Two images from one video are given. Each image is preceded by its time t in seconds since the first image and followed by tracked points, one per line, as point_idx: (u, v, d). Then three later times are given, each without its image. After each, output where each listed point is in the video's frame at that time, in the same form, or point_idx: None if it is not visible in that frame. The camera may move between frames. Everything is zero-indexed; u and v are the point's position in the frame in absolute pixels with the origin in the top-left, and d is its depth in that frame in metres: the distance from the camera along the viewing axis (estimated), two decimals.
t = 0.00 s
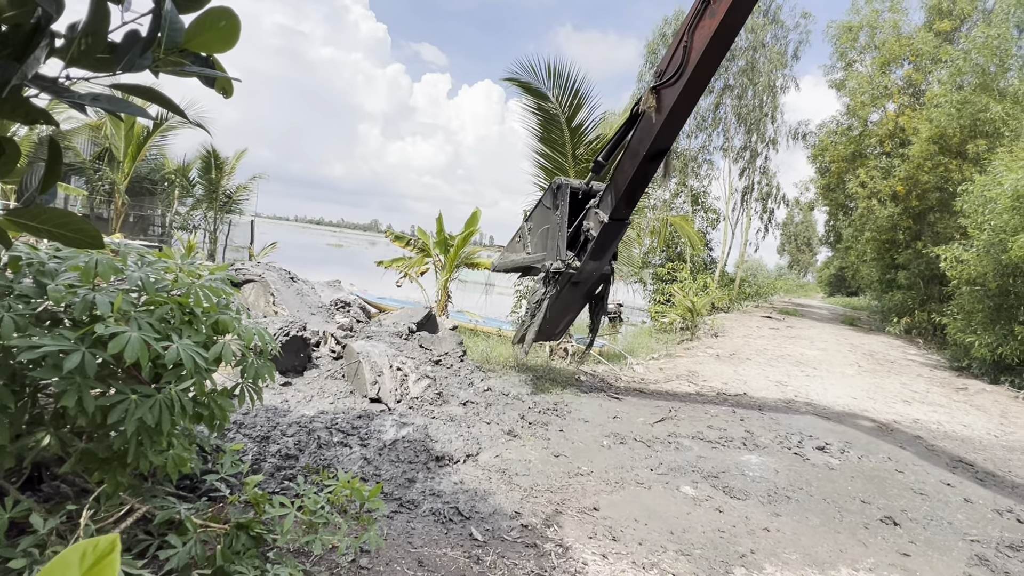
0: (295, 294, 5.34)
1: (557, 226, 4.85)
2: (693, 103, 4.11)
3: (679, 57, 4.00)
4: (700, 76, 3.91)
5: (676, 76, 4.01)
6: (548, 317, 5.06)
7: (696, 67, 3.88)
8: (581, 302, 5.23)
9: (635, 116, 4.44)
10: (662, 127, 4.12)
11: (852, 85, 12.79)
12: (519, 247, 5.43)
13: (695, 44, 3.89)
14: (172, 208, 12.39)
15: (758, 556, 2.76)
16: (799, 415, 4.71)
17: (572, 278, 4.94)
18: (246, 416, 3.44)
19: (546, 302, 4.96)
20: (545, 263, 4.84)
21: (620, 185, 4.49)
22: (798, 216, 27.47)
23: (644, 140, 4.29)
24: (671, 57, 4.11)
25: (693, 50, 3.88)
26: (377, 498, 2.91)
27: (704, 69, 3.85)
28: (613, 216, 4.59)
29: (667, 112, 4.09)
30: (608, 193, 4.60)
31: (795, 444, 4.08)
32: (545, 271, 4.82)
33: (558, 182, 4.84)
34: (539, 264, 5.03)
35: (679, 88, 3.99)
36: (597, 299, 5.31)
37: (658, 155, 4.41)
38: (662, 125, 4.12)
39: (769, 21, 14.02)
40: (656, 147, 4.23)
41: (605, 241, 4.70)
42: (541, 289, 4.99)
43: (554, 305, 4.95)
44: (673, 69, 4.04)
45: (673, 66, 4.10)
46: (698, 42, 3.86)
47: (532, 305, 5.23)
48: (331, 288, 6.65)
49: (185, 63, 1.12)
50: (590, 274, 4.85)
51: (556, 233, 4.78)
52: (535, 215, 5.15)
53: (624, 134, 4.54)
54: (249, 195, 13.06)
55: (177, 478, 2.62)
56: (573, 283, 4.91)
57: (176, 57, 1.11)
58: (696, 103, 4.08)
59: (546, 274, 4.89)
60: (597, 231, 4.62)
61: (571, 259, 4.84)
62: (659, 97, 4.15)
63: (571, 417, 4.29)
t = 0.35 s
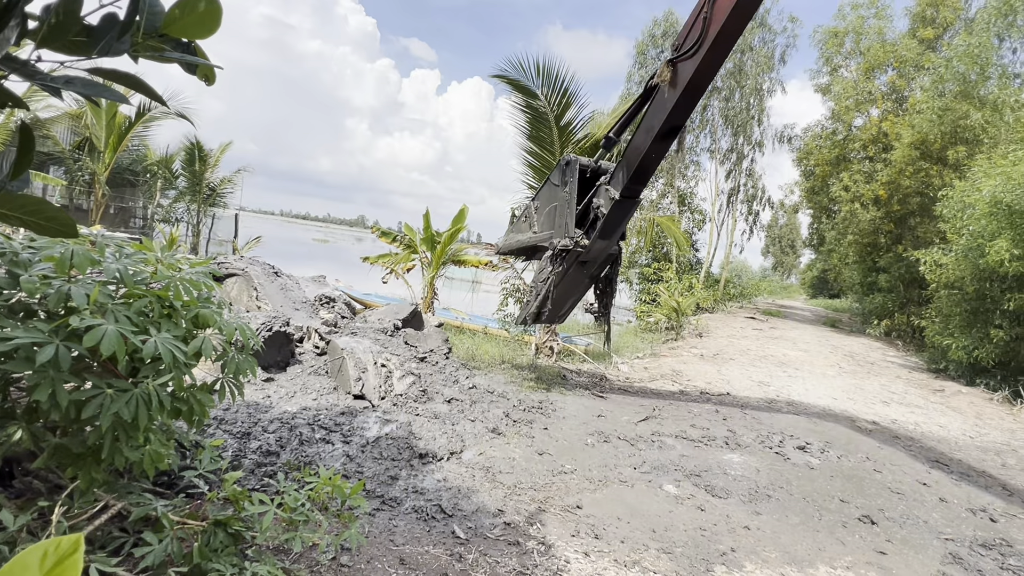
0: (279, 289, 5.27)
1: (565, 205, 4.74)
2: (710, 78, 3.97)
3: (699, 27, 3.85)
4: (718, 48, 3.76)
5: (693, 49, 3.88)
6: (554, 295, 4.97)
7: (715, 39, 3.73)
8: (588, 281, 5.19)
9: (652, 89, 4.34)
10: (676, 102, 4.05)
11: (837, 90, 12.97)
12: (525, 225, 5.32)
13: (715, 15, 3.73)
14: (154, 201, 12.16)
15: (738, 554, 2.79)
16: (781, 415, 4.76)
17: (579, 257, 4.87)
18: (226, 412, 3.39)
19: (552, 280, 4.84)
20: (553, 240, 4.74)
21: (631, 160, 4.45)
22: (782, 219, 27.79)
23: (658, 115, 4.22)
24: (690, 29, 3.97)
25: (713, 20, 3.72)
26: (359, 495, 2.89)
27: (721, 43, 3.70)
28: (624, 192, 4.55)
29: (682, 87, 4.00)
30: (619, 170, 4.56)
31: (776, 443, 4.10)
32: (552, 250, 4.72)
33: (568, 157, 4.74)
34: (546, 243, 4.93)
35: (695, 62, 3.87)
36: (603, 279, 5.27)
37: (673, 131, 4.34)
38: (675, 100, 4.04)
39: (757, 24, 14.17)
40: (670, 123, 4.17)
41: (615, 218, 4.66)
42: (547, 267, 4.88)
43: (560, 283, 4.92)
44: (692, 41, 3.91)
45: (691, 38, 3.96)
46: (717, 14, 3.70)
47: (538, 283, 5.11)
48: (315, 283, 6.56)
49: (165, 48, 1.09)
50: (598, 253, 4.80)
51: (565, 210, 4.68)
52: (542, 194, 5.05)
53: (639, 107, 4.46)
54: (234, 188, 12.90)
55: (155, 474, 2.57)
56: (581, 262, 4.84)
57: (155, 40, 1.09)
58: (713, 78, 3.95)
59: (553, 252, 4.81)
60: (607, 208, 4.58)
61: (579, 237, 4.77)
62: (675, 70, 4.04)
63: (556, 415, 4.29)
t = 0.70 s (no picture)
0: (250, 286, 5.16)
1: (580, 209, 4.46)
2: (728, 80, 3.85)
3: (717, 29, 3.72)
4: (737, 51, 3.63)
5: (710, 51, 3.75)
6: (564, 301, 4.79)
7: (734, 42, 3.60)
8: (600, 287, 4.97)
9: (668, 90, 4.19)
10: (693, 105, 3.92)
11: (808, 94, 13.27)
12: (535, 233, 5.01)
13: (734, 16, 3.59)
14: (120, 193, 11.79)
15: (706, 550, 2.85)
16: (750, 413, 4.85)
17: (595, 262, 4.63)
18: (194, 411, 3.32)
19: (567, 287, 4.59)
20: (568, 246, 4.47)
21: (647, 164, 4.32)
22: (755, 219, 28.27)
23: (674, 118, 4.08)
24: (707, 30, 3.83)
25: (732, 22, 3.58)
26: (330, 496, 2.86)
27: (740, 45, 3.58)
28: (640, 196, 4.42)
29: (699, 90, 3.87)
30: (635, 173, 4.42)
31: (745, 440, 4.18)
32: (569, 255, 4.44)
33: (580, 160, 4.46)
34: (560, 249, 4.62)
35: (713, 64, 3.73)
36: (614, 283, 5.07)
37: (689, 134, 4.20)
38: (693, 103, 3.90)
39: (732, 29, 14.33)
40: (687, 126, 4.03)
41: (631, 222, 4.51)
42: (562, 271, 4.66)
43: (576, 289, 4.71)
44: (709, 43, 3.78)
45: (709, 39, 3.82)
46: (736, 15, 3.57)
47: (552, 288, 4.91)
48: (287, 280, 6.45)
49: (128, 41, 1.06)
50: (614, 258, 4.60)
51: (581, 214, 4.40)
52: (554, 199, 4.75)
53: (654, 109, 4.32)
54: (204, 181, 12.59)
55: (118, 476, 2.50)
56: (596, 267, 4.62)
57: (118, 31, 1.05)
58: (732, 80, 3.83)
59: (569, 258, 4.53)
60: (623, 213, 4.43)
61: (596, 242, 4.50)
62: (693, 72, 3.90)
63: (530, 414, 4.30)
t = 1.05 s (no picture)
0: (204, 283, 4.99)
1: (590, 227, 4.55)
2: (738, 96, 3.88)
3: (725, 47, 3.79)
4: (747, 67, 3.69)
5: (720, 68, 3.82)
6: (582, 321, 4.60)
7: (744, 58, 3.66)
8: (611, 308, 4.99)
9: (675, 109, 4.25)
10: (704, 120, 3.93)
11: (765, 97, 13.68)
12: (544, 254, 5.11)
13: (743, 33, 3.67)
14: (64, 185, 11.18)
15: (666, 541, 2.91)
16: (708, 406, 4.96)
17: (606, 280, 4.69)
18: (143, 413, 3.18)
19: (582, 305, 4.52)
20: (579, 264, 4.53)
21: (658, 181, 4.32)
22: (714, 220, 29.08)
23: (684, 135, 4.11)
24: (716, 48, 3.91)
25: (742, 39, 3.66)
26: (288, 498, 2.79)
27: (752, 59, 3.63)
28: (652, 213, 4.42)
29: (710, 105, 3.89)
30: (646, 191, 4.44)
31: (704, 434, 4.28)
32: (579, 272, 4.49)
33: (588, 181, 4.61)
34: (572, 268, 4.69)
35: (724, 81, 3.79)
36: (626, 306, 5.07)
37: (699, 152, 4.21)
38: (704, 119, 3.92)
39: (693, 30, 13.82)
40: (699, 142, 4.03)
41: (644, 240, 4.53)
42: (575, 290, 4.58)
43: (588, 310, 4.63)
44: (717, 61, 3.85)
45: (718, 57, 3.89)
46: (746, 31, 3.65)
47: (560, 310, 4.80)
48: (245, 276, 6.25)
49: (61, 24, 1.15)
50: (625, 276, 4.63)
51: (591, 232, 4.49)
52: (562, 220, 4.90)
53: (661, 127, 4.36)
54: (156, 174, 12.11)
55: (59, 482, 2.37)
56: (608, 286, 4.65)
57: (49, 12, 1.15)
58: (742, 96, 3.86)
59: (580, 276, 4.56)
60: (635, 231, 4.45)
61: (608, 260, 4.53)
62: (702, 89, 3.95)
63: (494, 411, 4.29)
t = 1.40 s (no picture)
0: (131, 281, 4.71)
1: (592, 251, 4.80)
2: (733, 116, 4.24)
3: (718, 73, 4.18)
4: (742, 88, 4.07)
5: (715, 91, 4.20)
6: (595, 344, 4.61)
7: (738, 81, 4.04)
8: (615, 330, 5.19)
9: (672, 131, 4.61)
10: (703, 141, 4.27)
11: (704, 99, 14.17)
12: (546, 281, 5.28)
13: (735, 57, 4.07)
14: None
15: (610, 531, 2.97)
16: (651, 398, 5.10)
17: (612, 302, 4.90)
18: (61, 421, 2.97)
19: (592, 327, 4.57)
20: (584, 287, 4.72)
21: (662, 201, 4.61)
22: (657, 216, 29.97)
23: (685, 155, 4.45)
24: (709, 72, 4.29)
25: (734, 64, 4.06)
26: (222, 504, 2.67)
27: (744, 82, 4.01)
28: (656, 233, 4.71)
29: (708, 126, 4.23)
30: (649, 212, 4.74)
31: (647, 425, 4.39)
32: (585, 294, 4.63)
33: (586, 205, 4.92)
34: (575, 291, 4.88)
35: (720, 103, 4.16)
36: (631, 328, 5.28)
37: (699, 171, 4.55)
38: (704, 138, 4.26)
39: (637, 31, 14.23)
40: (697, 162, 4.36)
41: (648, 258, 4.80)
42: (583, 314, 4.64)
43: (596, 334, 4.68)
44: (713, 85, 4.23)
45: (712, 81, 4.27)
46: (738, 56, 4.04)
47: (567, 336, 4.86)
48: (177, 274, 5.93)
49: None
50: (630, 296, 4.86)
51: (595, 256, 4.72)
52: (562, 246, 5.19)
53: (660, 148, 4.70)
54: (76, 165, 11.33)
55: None
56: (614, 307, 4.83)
57: None
58: (737, 116, 4.22)
59: (585, 299, 4.69)
60: (641, 250, 4.72)
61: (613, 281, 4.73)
62: (699, 111, 4.31)
63: (441, 408, 4.26)
